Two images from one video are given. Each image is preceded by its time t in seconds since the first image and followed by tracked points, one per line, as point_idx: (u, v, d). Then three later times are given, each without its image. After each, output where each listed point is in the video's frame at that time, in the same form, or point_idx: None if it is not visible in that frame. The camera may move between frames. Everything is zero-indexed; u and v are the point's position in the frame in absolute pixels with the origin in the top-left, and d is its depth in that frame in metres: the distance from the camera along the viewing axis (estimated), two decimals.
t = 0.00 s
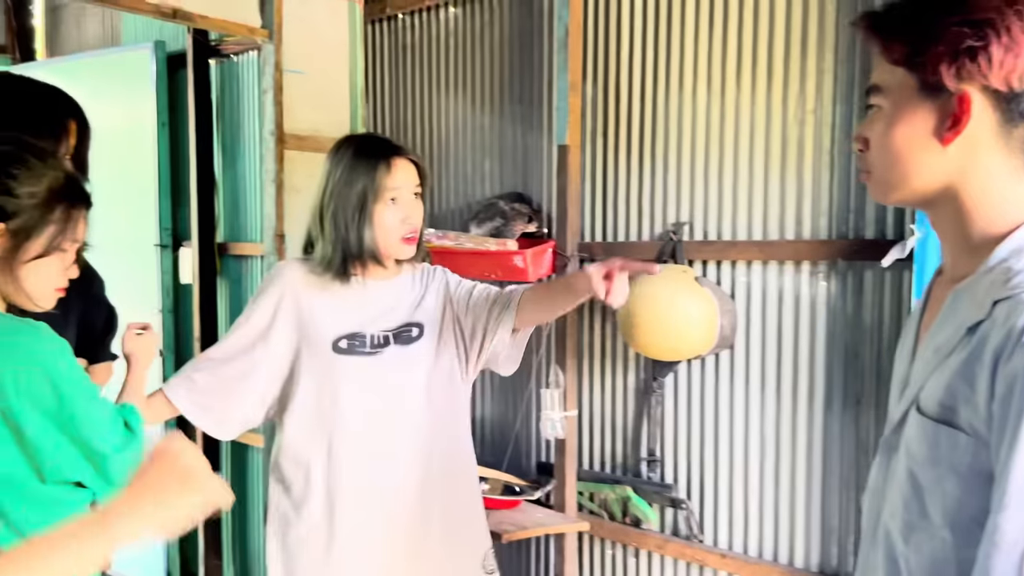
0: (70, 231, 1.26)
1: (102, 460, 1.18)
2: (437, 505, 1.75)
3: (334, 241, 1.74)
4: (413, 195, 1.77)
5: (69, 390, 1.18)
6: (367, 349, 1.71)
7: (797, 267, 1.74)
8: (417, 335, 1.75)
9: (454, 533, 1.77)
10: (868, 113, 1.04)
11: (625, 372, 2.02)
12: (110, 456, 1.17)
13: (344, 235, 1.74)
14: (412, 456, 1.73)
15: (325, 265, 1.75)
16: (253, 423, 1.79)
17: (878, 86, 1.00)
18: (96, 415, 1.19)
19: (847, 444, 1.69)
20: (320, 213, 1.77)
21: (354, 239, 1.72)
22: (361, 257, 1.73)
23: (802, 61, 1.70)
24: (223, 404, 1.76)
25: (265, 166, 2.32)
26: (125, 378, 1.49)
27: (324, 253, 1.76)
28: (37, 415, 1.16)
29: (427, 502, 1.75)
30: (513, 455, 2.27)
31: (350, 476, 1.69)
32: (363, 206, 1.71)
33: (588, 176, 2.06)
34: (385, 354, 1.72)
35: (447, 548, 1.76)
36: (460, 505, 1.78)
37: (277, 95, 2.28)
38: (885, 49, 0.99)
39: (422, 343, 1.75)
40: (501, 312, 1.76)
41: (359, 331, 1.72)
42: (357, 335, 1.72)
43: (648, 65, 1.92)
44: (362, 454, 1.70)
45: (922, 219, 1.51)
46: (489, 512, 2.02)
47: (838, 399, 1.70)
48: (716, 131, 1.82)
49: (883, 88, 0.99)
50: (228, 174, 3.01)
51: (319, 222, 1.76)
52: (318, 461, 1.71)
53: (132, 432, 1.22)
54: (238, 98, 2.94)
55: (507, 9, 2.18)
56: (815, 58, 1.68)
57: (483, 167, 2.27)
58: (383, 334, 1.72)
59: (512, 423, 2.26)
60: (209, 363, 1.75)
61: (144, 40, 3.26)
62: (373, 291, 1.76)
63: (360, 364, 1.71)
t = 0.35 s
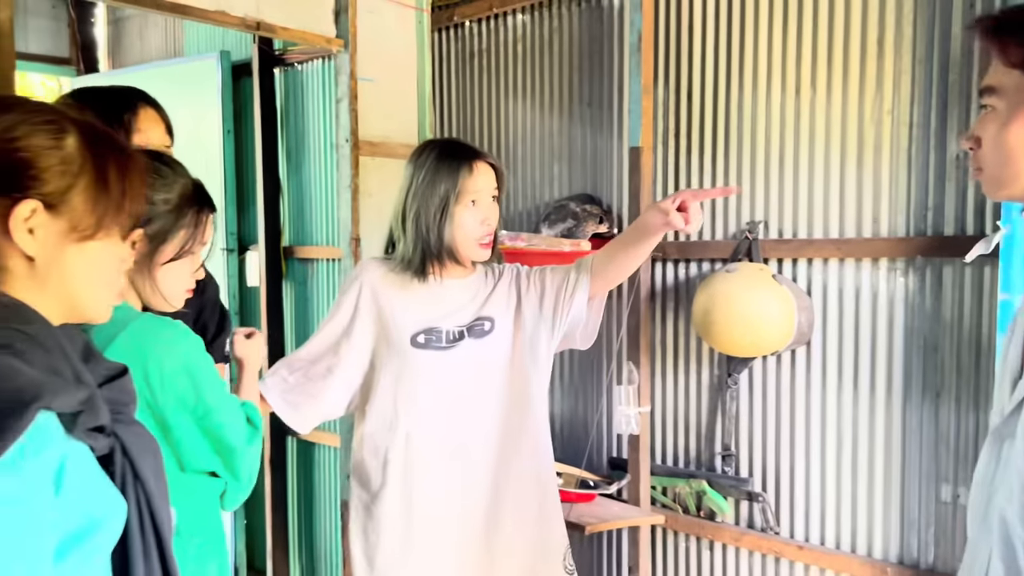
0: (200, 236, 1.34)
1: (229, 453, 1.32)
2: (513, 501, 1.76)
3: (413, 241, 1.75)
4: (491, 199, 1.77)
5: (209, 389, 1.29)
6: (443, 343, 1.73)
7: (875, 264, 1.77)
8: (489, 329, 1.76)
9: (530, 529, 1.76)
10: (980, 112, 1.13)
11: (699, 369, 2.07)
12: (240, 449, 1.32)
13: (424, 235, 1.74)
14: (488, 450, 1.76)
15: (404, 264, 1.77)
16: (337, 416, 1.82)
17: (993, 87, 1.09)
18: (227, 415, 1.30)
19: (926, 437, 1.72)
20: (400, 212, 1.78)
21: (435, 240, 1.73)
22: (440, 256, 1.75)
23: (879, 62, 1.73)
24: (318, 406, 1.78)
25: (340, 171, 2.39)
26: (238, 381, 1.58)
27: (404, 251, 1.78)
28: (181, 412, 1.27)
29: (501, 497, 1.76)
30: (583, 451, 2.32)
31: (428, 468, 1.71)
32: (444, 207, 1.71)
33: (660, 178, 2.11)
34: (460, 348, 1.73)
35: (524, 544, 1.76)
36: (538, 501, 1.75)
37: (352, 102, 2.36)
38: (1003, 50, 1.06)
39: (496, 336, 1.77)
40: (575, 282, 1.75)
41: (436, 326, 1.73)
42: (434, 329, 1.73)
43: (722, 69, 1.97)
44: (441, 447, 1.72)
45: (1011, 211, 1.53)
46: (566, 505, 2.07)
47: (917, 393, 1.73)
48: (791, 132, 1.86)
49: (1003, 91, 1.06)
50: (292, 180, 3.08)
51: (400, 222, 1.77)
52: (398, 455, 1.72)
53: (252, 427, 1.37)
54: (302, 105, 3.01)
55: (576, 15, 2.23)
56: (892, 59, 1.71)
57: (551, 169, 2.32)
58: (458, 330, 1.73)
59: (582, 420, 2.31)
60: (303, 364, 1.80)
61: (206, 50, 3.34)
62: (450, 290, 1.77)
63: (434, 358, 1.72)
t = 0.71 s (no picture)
0: (254, 229, 1.39)
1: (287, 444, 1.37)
2: (551, 487, 1.80)
3: (452, 235, 1.79)
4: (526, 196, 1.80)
5: (269, 380, 1.36)
6: (479, 335, 1.77)
7: (902, 256, 1.82)
8: (524, 321, 1.80)
9: (569, 516, 1.80)
10: None
11: (726, 361, 2.11)
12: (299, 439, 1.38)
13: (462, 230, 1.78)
14: (525, 440, 1.80)
15: (443, 256, 1.81)
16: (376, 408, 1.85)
17: None
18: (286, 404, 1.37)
19: (953, 424, 1.77)
20: (439, 207, 1.81)
21: (473, 235, 1.76)
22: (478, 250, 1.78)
23: (907, 58, 1.77)
24: (360, 398, 1.82)
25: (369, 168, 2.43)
26: (287, 372, 1.64)
27: (442, 245, 1.81)
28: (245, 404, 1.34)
29: (540, 485, 1.81)
30: (610, 442, 2.36)
31: (469, 457, 1.76)
32: (483, 203, 1.75)
33: (687, 173, 2.15)
34: (495, 339, 1.77)
35: (563, 530, 1.80)
36: (577, 489, 1.80)
37: (381, 100, 2.37)
38: None
39: (530, 327, 1.81)
40: (612, 273, 1.80)
41: (471, 318, 1.78)
42: (469, 322, 1.78)
43: (749, 65, 2.01)
44: (480, 437, 1.77)
45: None
46: (598, 494, 2.11)
47: (945, 381, 1.77)
48: (818, 127, 1.91)
49: None
50: (315, 176, 3.12)
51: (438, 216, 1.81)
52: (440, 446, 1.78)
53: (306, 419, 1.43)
54: (325, 104, 3.04)
55: (602, 14, 2.27)
56: (920, 55, 1.75)
57: (577, 165, 2.36)
58: (493, 322, 1.78)
59: (610, 411, 2.35)
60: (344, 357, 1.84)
61: (227, 50, 3.38)
62: (484, 283, 1.81)
63: (471, 349, 1.77)
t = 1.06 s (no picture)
0: (200, 227, 1.37)
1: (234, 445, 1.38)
2: (508, 481, 1.81)
3: (409, 228, 1.79)
4: (483, 191, 1.80)
5: (215, 380, 1.36)
6: (433, 330, 1.77)
7: (848, 251, 1.86)
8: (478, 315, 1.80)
9: (525, 509, 1.82)
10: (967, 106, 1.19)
11: (679, 354, 2.15)
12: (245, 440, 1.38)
13: (419, 222, 1.78)
14: (481, 435, 1.81)
15: (399, 248, 1.81)
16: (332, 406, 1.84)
17: (979, 83, 1.15)
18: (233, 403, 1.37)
19: (896, 414, 1.82)
20: (396, 201, 1.81)
21: (430, 228, 1.76)
22: (435, 243, 1.78)
23: (852, 58, 1.82)
24: (318, 395, 1.81)
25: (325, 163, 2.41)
26: (240, 374, 1.63)
27: (398, 236, 1.81)
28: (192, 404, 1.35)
29: (497, 478, 1.81)
30: (566, 436, 2.39)
31: (426, 452, 1.76)
32: (440, 197, 1.75)
33: (641, 170, 2.18)
34: (450, 334, 1.78)
35: (520, 524, 1.82)
36: (532, 482, 1.81)
37: (336, 95, 2.37)
38: (987, 46, 1.12)
39: (484, 322, 1.81)
40: (567, 266, 1.82)
41: (425, 312, 1.77)
42: (423, 317, 1.77)
43: (700, 64, 2.04)
44: (435, 432, 1.77)
45: (978, 199, 1.61)
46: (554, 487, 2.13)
47: (888, 372, 1.82)
48: (766, 125, 1.95)
49: (985, 85, 1.14)
50: (270, 170, 3.08)
51: (395, 210, 1.80)
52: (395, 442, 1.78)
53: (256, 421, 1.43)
54: (279, 97, 3.01)
55: (557, 10, 2.28)
56: (864, 56, 1.80)
57: (533, 160, 2.37)
58: (447, 317, 1.77)
59: (566, 405, 2.37)
60: (300, 355, 1.84)
61: (178, 41, 3.31)
62: (439, 277, 1.81)
63: (426, 345, 1.76)
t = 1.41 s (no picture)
0: (22, 233, 1.25)
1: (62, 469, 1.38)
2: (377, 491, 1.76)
3: (262, 227, 1.70)
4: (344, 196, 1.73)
5: (37, 401, 1.34)
6: (288, 340, 1.69)
7: (709, 255, 1.91)
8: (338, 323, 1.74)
9: (393, 522, 1.77)
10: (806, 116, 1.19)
11: (552, 359, 2.15)
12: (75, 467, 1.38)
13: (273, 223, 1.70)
14: (346, 449, 1.74)
15: (252, 248, 1.72)
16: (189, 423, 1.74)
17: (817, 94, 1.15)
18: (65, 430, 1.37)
19: (755, 413, 1.88)
20: (250, 200, 1.72)
21: (283, 228, 1.69)
22: (289, 244, 1.71)
23: (710, 69, 1.87)
24: (170, 412, 1.70)
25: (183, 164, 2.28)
26: (77, 393, 1.53)
27: (251, 235, 1.72)
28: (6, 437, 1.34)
29: (365, 490, 1.75)
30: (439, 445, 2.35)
31: (287, 466, 1.69)
32: (295, 197, 1.68)
33: (512, 174, 2.17)
34: (308, 344, 1.71)
35: (388, 536, 1.77)
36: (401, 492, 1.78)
37: (193, 92, 2.27)
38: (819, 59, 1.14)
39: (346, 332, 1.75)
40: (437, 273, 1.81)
41: (279, 325, 1.70)
42: (277, 328, 1.70)
43: (568, 70, 2.06)
44: (295, 451, 1.69)
45: (825, 206, 1.70)
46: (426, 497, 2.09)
47: (747, 372, 1.88)
48: (631, 132, 1.98)
49: (821, 96, 1.14)
50: (129, 171, 2.89)
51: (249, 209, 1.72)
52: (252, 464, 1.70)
53: (91, 442, 1.42)
54: (139, 93, 2.79)
55: (426, 12, 2.24)
56: (721, 66, 1.85)
57: (405, 163, 2.33)
58: (304, 328, 1.70)
59: (441, 413, 2.34)
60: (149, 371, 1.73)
61: (24, 31, 3.08)
62: (295, 285, 1.73)
63: (280, 357, 1.69)
